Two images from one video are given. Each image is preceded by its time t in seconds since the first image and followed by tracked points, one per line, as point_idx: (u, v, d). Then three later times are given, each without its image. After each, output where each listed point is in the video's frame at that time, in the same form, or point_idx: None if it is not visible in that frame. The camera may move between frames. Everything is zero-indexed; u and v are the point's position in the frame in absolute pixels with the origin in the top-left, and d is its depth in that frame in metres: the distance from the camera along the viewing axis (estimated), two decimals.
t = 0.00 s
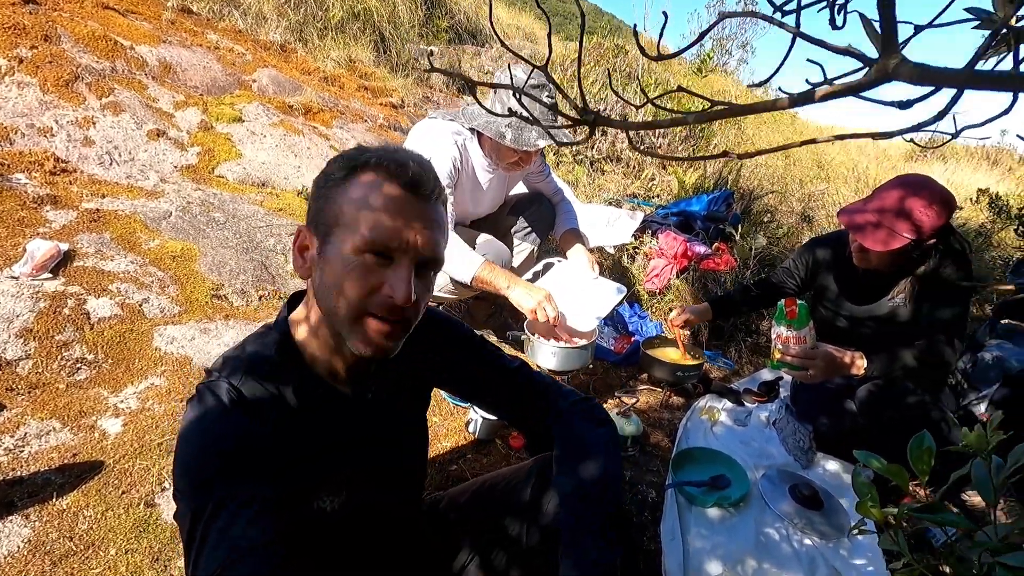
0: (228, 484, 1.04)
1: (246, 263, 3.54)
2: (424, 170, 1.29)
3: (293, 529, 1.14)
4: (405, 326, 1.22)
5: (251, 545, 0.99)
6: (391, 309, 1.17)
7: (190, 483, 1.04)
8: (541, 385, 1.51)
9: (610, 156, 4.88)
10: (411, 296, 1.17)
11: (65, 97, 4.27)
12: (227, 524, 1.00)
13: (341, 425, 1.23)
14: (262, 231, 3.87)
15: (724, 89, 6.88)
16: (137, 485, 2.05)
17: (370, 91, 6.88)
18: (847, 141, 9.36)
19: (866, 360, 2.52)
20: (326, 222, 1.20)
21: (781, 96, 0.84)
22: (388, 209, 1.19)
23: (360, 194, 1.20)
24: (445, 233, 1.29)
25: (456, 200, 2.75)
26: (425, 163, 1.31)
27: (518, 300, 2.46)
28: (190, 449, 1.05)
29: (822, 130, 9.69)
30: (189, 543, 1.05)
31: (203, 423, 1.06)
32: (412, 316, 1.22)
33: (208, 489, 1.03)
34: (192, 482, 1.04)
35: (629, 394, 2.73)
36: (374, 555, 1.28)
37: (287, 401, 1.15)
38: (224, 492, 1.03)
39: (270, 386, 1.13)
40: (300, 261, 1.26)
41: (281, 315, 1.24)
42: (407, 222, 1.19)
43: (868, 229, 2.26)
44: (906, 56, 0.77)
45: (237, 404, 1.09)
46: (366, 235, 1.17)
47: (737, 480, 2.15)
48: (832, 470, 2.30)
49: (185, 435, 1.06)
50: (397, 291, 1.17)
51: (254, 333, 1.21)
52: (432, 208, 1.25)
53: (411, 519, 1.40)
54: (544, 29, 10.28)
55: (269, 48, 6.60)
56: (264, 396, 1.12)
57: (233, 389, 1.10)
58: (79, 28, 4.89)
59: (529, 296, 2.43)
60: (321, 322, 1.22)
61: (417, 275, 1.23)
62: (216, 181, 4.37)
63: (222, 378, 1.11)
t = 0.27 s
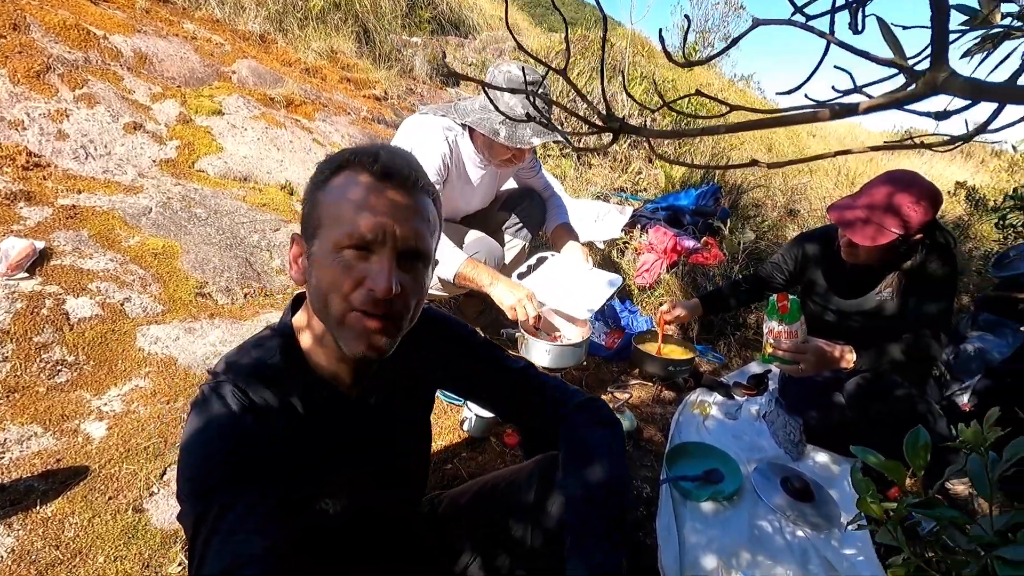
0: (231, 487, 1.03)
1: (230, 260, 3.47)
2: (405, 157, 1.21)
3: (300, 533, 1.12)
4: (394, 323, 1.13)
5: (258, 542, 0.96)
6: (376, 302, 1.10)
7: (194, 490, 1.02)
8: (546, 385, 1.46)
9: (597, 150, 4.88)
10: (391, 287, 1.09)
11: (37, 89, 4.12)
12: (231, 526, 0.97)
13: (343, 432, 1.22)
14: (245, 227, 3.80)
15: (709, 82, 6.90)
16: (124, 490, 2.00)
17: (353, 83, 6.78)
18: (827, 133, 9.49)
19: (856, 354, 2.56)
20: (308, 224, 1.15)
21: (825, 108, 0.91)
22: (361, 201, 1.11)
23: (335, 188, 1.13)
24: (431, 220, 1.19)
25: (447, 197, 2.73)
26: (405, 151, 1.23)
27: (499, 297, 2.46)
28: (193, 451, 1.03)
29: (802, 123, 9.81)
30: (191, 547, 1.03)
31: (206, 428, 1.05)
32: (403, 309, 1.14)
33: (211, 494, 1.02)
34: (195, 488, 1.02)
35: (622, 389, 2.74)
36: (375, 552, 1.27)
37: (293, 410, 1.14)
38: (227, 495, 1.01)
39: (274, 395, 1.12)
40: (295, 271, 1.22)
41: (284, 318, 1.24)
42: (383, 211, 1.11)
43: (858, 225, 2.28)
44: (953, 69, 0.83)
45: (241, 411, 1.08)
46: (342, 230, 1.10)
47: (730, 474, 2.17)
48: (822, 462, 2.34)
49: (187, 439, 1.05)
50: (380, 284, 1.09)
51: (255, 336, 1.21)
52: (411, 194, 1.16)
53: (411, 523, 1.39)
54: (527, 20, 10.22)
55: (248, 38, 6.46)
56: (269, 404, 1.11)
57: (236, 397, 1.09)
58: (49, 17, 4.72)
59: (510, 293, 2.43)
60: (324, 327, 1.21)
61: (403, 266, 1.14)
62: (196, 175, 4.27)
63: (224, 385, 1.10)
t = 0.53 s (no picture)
0: (189, 501, 1.00)
1: (202, 253, 3.38)
2: (377, 154, 1.17)
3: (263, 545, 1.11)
4: (370, 328, 1.09)
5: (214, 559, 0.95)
6: (350, 307, 1.05)
7: (148, 503, 0.99)
8: (528, 384, 1.44)
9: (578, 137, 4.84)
10: (366, 291, 1.05)
11: None
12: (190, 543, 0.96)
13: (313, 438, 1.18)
14: (217, 218, 3.70)
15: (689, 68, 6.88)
16: (94, 495, 1.94)
17: (328, 67, 6.62)
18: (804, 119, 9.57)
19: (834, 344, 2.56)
20: (276, 226, 1.10)
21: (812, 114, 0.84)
22: (330, 201, 1.06)
23: (303, 189, 1.09)
24: (406, 219, 1.15)
25: (424, 188, 2.67)
26: (376, 148, 1.18)
27: (471, 284, 2.43)
28: (151, 467, 1.00)
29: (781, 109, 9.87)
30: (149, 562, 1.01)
31: (165, 442, 1.01)
32: (379, 311, 1.09)
33: (166, 509, 0.98)
34: (149, 503, 0.99)
35: (604, 381, 2.74)
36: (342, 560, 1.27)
37: (258, 420, 1.11)
38: (185, 510, 0.98)
39: (238, 405, 1.08)
40: (265, 275, 1.17)
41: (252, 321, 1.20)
42: (353, 211, 1.07)
43: (837, 216, 2.28)
44: (951, 82, 0.77)
45: (202, 423, 1.04)
46: (311, 232, 1.06)
47: (711, 465, 2.18)
48: (801, 450, 2.34)
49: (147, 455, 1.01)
50: (353, 287, 1.05)
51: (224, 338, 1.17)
52: (383, 193, 1.11)
53: (391, 527, 1.38)
54: (505, 4, 10.08)
55: (218, 20, 6.25)
56: (233, 414, 1.07)
57: (198, 409, 1.05)
58: None
59: (481, 281, 2.40)
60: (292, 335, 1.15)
61: (377, 267, 1.10)
62: (166, 164, 4.13)
63: (185, 395, 1.06)
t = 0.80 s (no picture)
0: (206, 521, 0.96)
1: (189, 254, 3.30)
2: (394, 167, 1.16)
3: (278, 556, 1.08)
4: (382, 339, 1.05)
5: None
6: (362, 318, 1.02)
7: (159, 524, 0.95)
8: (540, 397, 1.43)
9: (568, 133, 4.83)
10: (379, 301, 1.02)
11: None
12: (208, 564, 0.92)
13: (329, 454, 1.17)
14: (203, 217, 3.61)
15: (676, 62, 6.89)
16: (88, 509, 1.88)
17: (312, 60, 6.50)
18: (788, 113, 9.66)
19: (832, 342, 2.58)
20: (291, 235, 1.09)
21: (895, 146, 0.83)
22: (345, 209, 1.05)
23: (320, 198, 1.08)
24: (422, 231, 1.13)
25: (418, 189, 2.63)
26: (393, 161, 1.18)
27: (471, 280, 2.40)
28: (163, 489, 0.96)
29: (764, 102, 9.96)
30: None
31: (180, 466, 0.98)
32: (392, 324, 1.06)
33: (180, 531, 0.94)
34: (163, 526, 0.95)
35: (602, 380, 2.74)
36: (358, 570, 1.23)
37: (274, 437, 1.09)
38: (200, 531, 0.95)
39: (255, 424, 1.06)
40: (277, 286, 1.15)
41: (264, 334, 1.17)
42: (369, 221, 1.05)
43: (834, 215, 2.30)
44: None
45: (220, 444, 1.02)
46: (325, 242, 1.04)
47: (711, 465, 2.19)
48: (798, 447, 2.37)
49: (159, 478, 0.98)
50: (365, 298, 1.02)
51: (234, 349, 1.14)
52: (399, 204, 1.10)
53: (401, 534, 1.32)
54: None
55: (197, 12, 6.10)
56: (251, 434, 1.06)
57: (216, 430, 1.02)
58: None
59: (482, 276, 2.37)
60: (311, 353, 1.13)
61: (391, 279, 1.07)
62: (147, 161, 4.01)
63: (200, 415, 1.03)
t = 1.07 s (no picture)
0: (219, 532, 0.96)
1: (174, 252, 3.22)
2: (417, 164, 1.21)
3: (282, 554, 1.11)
4: (401, 333, 1.10)
5: None
6: (382, 312, 1.06)
7: (171, 528, 0.96)
8: (556, 396, 1.46)
9: (556, 127, 4.83)
10: (399, 296, 1.07)
11: None
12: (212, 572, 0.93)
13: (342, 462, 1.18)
14: (188, 215, 3.53)
15: (661, 56, 6.91)
16: (80, 517, 1.83)
17: (294, 54, 6.38)
18: (769, 106, 9.77)
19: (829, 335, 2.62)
20: (317, 228, 1.14)
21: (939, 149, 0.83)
22: (369, 205, 1.10)
23: (345, 194, 1.12)
24: (443, 228, 1.17)
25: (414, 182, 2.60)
26: (417, 159, 1.22)
27: (474, 280, 2.36)
28: (179, 501, 0.96)
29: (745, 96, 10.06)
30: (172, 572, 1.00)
31: (198, 481, 0.97)
32: (410, 319, 1.10)
33: (195, 542, 0.95)
34: (175, 535, 0.95)
35: (600, 376, 2.76)
36: (364, 566, 1.27)
37: (293, 446, 1.10)
38: (214, 541, 0.95)
39: (265, 424, 1.07)
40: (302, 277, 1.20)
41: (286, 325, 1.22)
42: (392, 217, 1.09)
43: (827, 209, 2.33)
44: None
45: (239, 457, 1.01)
46: (349, 236, 1.09)
47: (712, 458, 2.20)
48: (796, 439, 2.38)
49: (177, 490, 0.97)
50: (385, 293, 1.06)
51: (241, 352, 1.12)
52: (421, 201, 1.14)
53: (406, 532, 1.37)
54: None
55: (173, 4, 5.94)
56: (269, 446, 1.06)
57: (238, 441, 1.02)
58: None
59: (486, 277, 2.34)
60: (336, 363, 1.14)
61: (411, 275, 1.11)
62: (127, 157, 3.89)
63: (220, 426, 1.02)
